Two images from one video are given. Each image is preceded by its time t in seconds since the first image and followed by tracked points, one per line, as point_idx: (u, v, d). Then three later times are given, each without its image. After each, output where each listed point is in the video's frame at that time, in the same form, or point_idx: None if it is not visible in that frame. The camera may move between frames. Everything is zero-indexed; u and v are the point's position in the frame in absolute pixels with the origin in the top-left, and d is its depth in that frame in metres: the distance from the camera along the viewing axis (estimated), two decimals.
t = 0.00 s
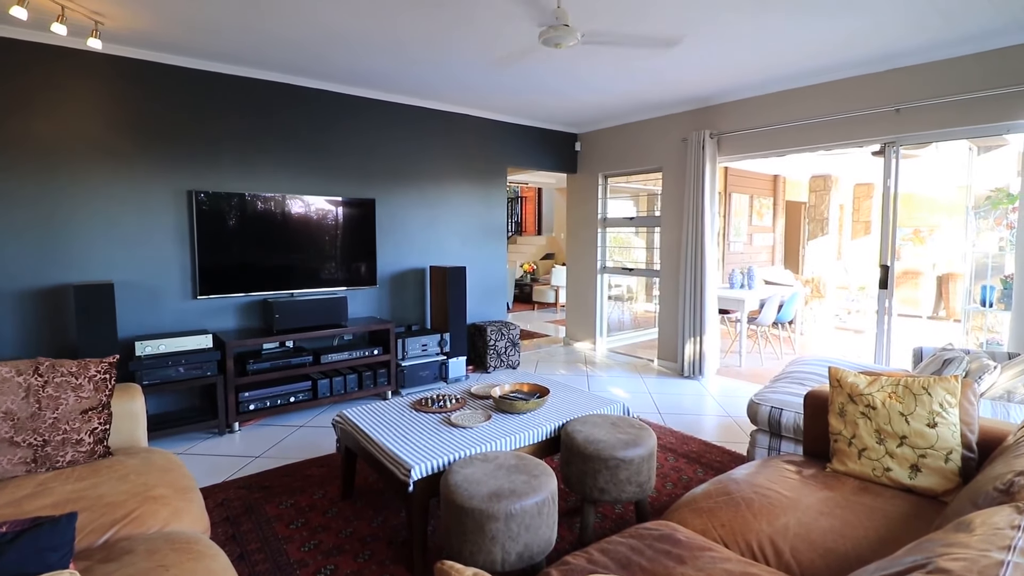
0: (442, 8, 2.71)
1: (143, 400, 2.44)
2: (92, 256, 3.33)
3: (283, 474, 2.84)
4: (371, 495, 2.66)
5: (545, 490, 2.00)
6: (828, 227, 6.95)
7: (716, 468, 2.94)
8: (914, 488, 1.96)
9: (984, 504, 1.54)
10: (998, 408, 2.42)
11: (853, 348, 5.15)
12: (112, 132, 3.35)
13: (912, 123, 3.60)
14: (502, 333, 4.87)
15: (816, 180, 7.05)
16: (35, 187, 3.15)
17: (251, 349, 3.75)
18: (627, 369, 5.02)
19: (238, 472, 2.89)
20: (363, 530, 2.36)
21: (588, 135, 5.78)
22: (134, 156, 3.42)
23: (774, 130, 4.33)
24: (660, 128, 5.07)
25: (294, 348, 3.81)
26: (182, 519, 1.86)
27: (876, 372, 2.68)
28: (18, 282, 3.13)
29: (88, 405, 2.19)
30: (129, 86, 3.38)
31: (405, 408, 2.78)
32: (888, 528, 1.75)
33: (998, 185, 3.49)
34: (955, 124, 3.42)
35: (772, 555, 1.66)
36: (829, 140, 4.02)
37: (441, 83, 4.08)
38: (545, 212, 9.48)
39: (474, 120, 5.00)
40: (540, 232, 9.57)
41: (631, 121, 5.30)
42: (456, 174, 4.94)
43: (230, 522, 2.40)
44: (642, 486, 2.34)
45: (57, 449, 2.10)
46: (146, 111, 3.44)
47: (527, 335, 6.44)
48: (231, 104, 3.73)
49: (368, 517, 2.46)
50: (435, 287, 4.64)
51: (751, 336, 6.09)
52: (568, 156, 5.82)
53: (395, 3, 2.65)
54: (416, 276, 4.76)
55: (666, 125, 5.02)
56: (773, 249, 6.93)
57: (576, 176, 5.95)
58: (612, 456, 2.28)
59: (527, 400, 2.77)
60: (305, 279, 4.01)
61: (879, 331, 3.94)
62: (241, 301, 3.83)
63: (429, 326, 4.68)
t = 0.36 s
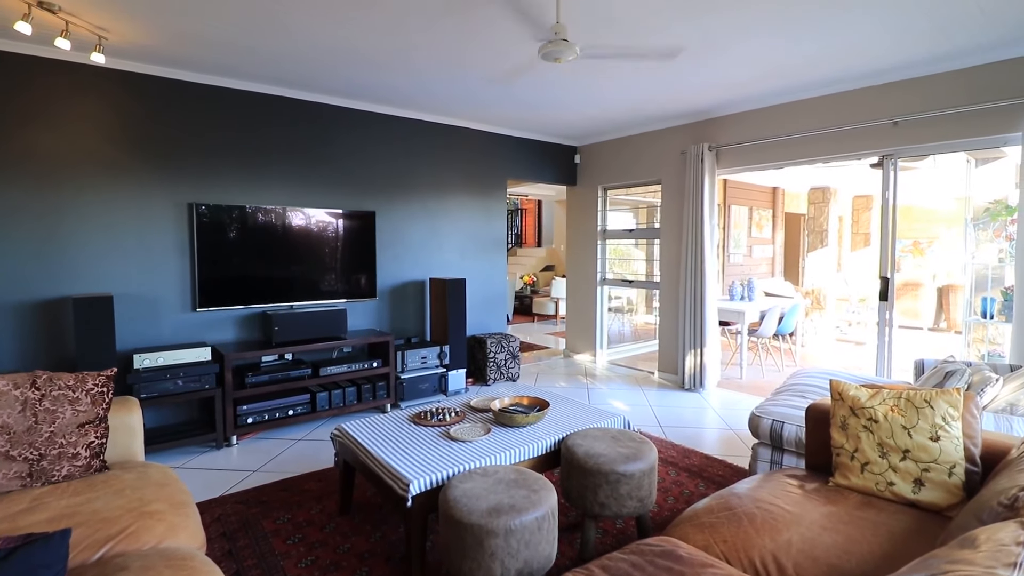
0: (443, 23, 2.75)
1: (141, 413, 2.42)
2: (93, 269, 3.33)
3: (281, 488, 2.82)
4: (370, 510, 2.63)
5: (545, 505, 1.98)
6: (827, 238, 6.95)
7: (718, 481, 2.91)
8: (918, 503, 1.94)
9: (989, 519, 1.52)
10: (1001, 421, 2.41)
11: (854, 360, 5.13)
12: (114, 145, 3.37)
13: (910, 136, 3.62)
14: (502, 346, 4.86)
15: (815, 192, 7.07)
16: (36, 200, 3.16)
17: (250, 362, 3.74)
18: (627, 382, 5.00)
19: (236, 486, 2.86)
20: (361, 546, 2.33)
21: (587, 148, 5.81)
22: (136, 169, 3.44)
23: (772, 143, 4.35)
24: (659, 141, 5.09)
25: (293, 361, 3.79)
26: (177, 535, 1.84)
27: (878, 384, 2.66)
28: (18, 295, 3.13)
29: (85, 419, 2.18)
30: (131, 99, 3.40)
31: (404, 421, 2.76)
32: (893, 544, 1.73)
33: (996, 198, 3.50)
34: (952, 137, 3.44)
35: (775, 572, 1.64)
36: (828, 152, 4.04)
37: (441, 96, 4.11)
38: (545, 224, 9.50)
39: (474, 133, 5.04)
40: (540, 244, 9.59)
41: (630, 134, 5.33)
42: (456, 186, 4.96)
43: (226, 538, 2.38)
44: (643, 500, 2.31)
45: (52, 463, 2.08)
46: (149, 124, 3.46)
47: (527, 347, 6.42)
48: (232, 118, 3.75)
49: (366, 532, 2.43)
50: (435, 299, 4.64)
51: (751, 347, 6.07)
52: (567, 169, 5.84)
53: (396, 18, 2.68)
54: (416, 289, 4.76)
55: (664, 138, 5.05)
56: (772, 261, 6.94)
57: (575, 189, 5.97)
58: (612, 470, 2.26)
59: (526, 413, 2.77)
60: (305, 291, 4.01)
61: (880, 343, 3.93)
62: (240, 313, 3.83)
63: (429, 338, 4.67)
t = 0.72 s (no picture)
0: (442, 38, 2.78)
1: (137, 427, 2.40)
2: (92, 281, 3.33)
3: (277, 503, 2.79)
4: (367, 525, 2.60)
5: (544, 520, 1.96)
6: (826, 250, 6.95)
7: (719, 495, 2.89)
8: (921, 517, 1.92)
9: (991, 534, 1.51)
10: (1003, 433, 2.40)
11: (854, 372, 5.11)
12: (115, 158, 3.38)
13: (907, 148, 3.64)
14: (502, 359, 4.83)
15: (813, 204, 7.08)
16: (36, 213, 3.17)
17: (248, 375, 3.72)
18: (627, 395, 4.97)
19: (232, 501, 2.84)
20: (358, 562, 2.30)
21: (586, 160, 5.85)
22: (136, 182, 3.45)
23: (770, 156, 4.37)
24: (657, 154, 5.12)
25: (291, 373, 3.78)
26: (172, 551, 1.81)
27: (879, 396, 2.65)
28: (17, 308, 3.13)
29: (81, 432, 2.16)
30: (133, 113, 3.42)
31: (402, 434, 2.74)
32: (896, 559, 1.70)
33: (994, 210, 3.51)
34: (949, 149, 3.46)
35: None
36: (825, 165, 4.06)
37: (441, 110, 4.14)
38: (545, 236, 9.52)
39: (474, 146, 5.07)
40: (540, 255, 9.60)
41: (629, 147, 5.36)
42: (455, 198, 4.97)
43: (221, 553, 2.35)
44: (643, 515, 2.29)
45: (47, 478, 2.06)
46: (150, 137, 3.48)
47: (527, 359, 6.40)
48: (233, 131, 3.77)
49: (363, 548, 2.41)
50: (435, 311, 4.63)
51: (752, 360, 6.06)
52: (567, 181, 5.87)
53: (395, 32, 2.71)
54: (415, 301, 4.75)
55: (663, 150, 5.08)
56: (772, 273, 6.94)
57: (574, 201, 6.00)
58: (612, 484, 2.24)
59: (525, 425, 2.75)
60: (305, 303, 4.01)
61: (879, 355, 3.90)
62: (239, 326, 3.81)
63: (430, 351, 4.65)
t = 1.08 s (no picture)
0: (442, 49, 2.81)
1: (135, 437, 2.39)
2: (91, 291, 3.32)
3: (275, 514, 2.77)
4: (365, 537, 2.58)
5: (544, 532, 1.95)
6: (826, 259, 6.95)
7: (720, 506, 2.87)
8: (924, 528, 1.91)
9: (995, 546, 1.49)
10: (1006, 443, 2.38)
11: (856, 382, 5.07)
12: (115, 168, 3.39)
13: (905, 157, 3.66)
14: (502, 369, 4.83)
15: (813, 213, 7.10)
16: (35, 223, 3.17)
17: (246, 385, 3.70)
18: (627, 404, 4.95)
19: (230, 512, 2.81)
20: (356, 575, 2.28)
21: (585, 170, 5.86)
22: (136, 192, 3.45)
23: (769, 165, 4.39)
24: (656, 164, 5.14)
25: (290, 383, 3.77)
26: (167, 564, 1.79)
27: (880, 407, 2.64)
28: (14, 317, 3.12)
29: (77, 443, 2.14)
30: (133, 124, 3.43)
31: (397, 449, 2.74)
32: (899, 572, 1.69)
33: (993, 218, 3.51)
34: (947, 159, 3.46)
35: None
36: (824, 174, 4.07)
37: (441, 121, 4.17)
38: (545, 246, 9.53)
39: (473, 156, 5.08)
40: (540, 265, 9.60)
41: (627, 157, 5.40)
42: (454, 208, 4.99)
43: (218, 566, 2.32)
44: (643, 527, 2.27)
45: (43, 489, 2.04)
46: (150, 148, 3.49)
47: (526, 369, 6.37)
48: (233, 141, 3.79)
49: (361, 560, 2.38)
50: (434, 321, 4.62)
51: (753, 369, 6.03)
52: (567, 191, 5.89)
53: (396, 44, 2.74)
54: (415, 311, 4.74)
55: (662, 160, 5.10)
56: (772, 282, 6.94)
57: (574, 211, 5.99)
58: (612, 495, 2.22)
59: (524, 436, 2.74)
60: (304, 312, 4.00)
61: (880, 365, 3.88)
62: (237, 335, 3.80)
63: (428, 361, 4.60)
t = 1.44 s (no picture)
0: (451, 60, 2.85)
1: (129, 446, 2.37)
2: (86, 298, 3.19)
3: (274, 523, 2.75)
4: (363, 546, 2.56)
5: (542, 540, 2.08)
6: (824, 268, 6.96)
7: (721, 514, 2.85)
8: (927, 538, 1.79)
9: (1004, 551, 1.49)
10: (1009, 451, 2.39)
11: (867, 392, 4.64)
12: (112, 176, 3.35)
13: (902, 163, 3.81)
14: (507, 377, 4.66)
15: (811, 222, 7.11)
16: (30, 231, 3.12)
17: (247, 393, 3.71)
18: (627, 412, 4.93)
19: (228, 522, 2.79)
20: None
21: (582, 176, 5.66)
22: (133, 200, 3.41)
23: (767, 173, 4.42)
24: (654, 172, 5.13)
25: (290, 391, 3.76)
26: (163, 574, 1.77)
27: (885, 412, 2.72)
28: None
29: (75, 451, 2.10)
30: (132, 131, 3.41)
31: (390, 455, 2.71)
32: None
33: (991, 225, 3.52)
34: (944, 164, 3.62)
35: None
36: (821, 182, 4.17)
37: (436, 128, 4.20)
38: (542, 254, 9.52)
39: (467, 162, 5.09)
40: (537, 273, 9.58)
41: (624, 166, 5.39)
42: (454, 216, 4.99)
43: None
44: (646, 534, 2.46)
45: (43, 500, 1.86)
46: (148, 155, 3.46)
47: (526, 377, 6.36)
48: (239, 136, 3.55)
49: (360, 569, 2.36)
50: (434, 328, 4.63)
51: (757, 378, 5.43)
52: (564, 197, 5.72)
53: (405, 56, 2.80)
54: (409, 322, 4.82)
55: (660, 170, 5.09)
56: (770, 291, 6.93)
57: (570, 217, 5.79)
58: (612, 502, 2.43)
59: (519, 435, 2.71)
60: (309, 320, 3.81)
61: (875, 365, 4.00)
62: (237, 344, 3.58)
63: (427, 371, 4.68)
